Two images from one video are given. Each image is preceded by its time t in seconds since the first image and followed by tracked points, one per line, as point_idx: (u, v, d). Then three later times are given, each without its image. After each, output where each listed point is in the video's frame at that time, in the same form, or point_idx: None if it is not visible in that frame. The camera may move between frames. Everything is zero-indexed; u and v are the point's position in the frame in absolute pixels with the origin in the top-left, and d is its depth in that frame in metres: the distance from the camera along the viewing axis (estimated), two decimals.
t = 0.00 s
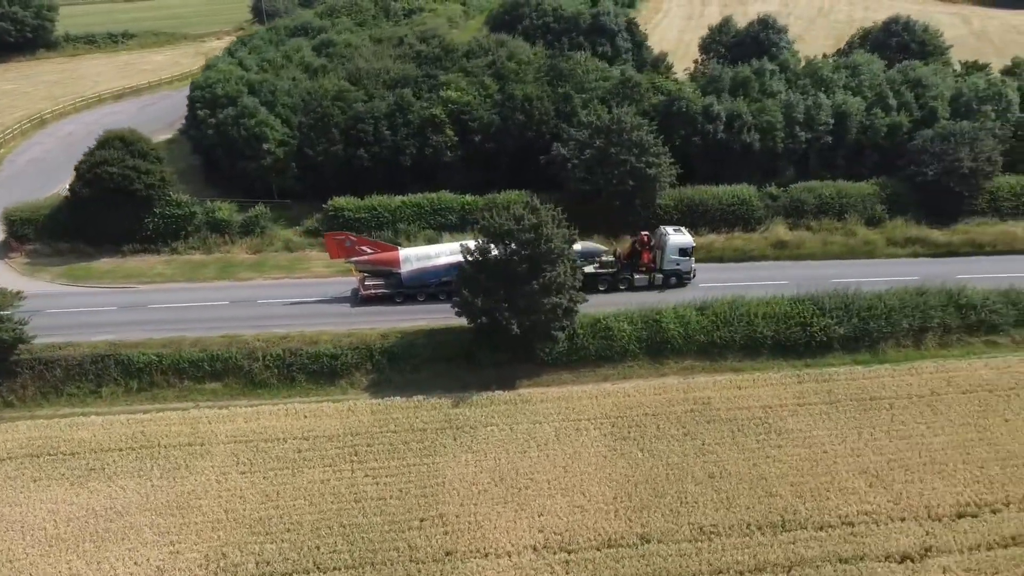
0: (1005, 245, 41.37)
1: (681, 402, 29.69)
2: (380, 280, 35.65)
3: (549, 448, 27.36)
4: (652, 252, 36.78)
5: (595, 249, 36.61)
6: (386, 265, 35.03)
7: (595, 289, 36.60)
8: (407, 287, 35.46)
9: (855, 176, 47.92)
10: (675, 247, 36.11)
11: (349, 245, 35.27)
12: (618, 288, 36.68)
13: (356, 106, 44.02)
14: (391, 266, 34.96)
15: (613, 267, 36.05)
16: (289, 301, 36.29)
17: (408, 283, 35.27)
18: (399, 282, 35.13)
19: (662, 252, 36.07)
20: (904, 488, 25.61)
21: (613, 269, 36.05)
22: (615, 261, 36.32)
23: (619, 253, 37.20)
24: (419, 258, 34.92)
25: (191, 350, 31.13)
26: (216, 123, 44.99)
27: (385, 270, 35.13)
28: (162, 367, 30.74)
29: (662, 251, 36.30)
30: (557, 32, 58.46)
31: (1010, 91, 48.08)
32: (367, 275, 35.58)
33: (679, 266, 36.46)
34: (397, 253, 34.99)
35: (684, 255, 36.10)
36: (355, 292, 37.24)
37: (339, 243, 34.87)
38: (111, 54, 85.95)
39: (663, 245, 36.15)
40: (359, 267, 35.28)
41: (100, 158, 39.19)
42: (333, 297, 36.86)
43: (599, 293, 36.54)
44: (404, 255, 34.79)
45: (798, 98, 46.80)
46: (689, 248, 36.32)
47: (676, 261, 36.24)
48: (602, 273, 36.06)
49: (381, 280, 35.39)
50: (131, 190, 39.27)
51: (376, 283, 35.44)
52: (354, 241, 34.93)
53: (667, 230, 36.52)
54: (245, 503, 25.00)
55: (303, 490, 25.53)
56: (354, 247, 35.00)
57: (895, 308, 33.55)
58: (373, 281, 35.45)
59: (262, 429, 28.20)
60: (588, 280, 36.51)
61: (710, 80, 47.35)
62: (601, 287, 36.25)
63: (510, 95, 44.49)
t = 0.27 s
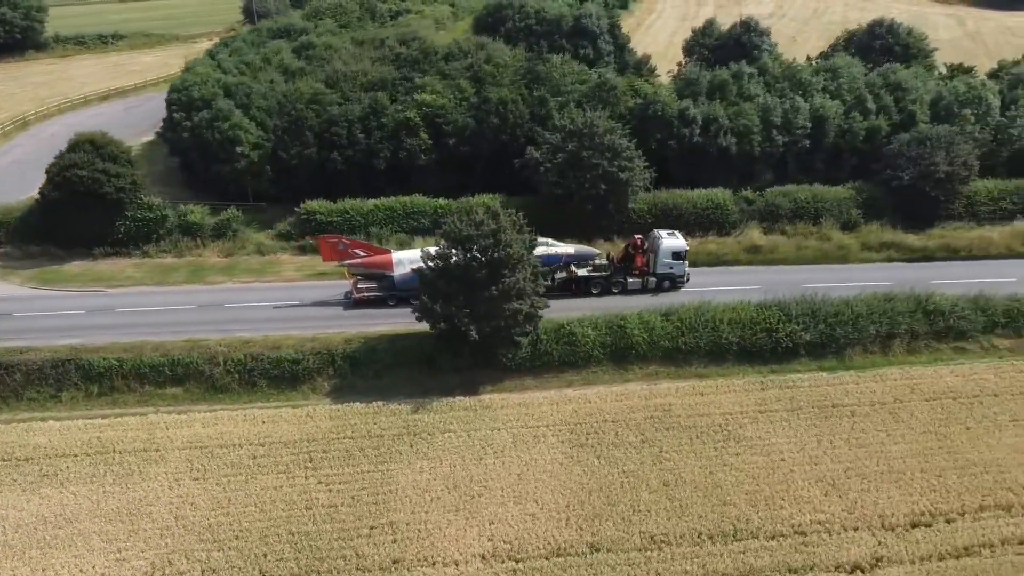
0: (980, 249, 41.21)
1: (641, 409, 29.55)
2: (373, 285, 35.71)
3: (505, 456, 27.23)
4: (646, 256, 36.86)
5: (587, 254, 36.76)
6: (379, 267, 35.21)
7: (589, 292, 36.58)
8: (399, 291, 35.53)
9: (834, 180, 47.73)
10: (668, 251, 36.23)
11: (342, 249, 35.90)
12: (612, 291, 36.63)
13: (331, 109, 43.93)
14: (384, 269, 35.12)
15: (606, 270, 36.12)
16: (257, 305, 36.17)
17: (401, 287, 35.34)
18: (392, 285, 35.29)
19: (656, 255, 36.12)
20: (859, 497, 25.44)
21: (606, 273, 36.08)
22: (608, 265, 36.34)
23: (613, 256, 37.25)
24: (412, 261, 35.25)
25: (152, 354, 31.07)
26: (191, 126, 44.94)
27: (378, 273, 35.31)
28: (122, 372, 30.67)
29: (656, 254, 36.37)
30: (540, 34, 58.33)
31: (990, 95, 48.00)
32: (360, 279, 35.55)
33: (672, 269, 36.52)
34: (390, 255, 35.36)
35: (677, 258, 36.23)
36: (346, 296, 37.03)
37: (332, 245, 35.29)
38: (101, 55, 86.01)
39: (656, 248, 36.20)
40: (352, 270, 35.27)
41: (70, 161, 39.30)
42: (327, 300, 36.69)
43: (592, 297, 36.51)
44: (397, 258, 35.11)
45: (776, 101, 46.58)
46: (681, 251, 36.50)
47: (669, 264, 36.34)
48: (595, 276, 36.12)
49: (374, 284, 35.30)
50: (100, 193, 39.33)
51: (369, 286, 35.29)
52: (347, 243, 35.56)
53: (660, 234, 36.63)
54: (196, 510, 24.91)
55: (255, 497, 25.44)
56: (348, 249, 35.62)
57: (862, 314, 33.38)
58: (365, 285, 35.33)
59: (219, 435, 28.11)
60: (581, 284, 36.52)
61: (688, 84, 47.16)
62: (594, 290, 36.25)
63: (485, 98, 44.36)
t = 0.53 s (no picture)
0: (954, 254, 40.98)
1: (601, 416, 29.38)
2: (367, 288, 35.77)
3: (461, 463, 27.08)
4: (639, 259, 36.82)
5: (581, 257, 36.66)
6: (372, 270, 35.48)
7: (582, 295, 36.59)
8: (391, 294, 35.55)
9: (811, 184, 47.53)
10: (662, 254, 36.14)
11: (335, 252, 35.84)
12: (605, 294, 36.66)
13: (304, 112, 43.80)
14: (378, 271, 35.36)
15: (599, 273, 36.17)
16: (223, 309, 36.04)
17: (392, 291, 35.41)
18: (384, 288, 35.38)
19: (649, 259, 36.08)
20: (813, 505, 25.22)
21: (598, 276, 36.08)
22: (601, 268, 36.41)
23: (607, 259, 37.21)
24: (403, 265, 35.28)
25: (112, 359, 30.97)
26: (165, 129, 44.87)
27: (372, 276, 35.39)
28: (82, 377, 30.57)
29: (649, 257, 36.34)
30: (521, 36, 58.09)
31: (969, 99, 47.78)
32: (353, 282, 35.79)
33: (665, 273, 36.47)
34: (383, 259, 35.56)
35: (670, 262, 36.14)
36: (342, 298, 37.06)
37: (325, 248, 35.32)
38: (90, 57, 86.02)
39: (649, 251, 36.18)
40: (345, 273, 35.35)
41: (39, 164, 39.31)
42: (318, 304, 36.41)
43: (585, 300, 36.52)
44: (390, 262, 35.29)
45: (753, 104, 46.32)
46: (675, 255, 36.39)
47: (662, 267, 36.27)
48: (587, 279, 36.13)
49: (367, 287, 35.48)
50: (69, 196, 39.26)
51: (362, 290, 35.53)
52: (341, 246, 35.57)
53: (653, 237, 36.51)
54: (145, 517, 24.78)
55: (206, 503, 25.32)
56: (340, 252, 35.57)
57: (829, 319, 33.17)
58: (359, 288, 35.57)
59: (176, 440, 28.01)
60: (574, 287, 36.47)
61: (665, 87, 46.95)
62: (587, 294, 36.25)
63: (459, 101, 44.20)
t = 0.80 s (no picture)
0: (928, 259, 40.77)
1: (560, 422, 29.22)
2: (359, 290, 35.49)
3: (415, 469, 26.92)
4: (634, 262, 36.83)
5: (575, 260, 36.57)
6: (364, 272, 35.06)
7: (576, 298, 36.54)
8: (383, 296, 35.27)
9: (789, 188, 47.31)
10: (656, 257, 36.11)
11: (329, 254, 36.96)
12: (599, 297, 36.60)
13: (277, 114, 43.64)
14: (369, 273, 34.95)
15: (593, 277, 36.13)
16: (189, 312, 35.92)
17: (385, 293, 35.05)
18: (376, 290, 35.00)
19: (644, 262, 36.00)
20: (766, 514, 25.00)
21: (592, 279, 35.99)
22: (596, 271, 36.45)
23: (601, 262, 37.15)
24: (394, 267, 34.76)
25: (72, 363, 30.87)
26: (139, 131, 44.75)
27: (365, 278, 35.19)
28: (41, 381, 30.48)
29: (643, 261, 36.28)
30: (503, 38, 57.84)
31: (948, 102, 47.17)
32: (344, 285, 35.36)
33: (659, 276, 36.45)
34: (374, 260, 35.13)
35: (665, 265, 36.11)
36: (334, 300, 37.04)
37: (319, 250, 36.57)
38: (79, 57, 85.99)
39: (644, 255, 36.12)
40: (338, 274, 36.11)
41: (8, 167, 39.42)
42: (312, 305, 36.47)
43: (579, 302, 36.47)
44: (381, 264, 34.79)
45: (730, 107, 46.05)
46: (670, 258, 36.38)
47: (657, 271, 36.21)
48: (582, 282, 36.09)
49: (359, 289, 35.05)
50: (38, 198, 39.30)
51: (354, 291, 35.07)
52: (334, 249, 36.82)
53: (648, 241, 36.48)
54: (93, 523, 24.64)
55: (156, 510, 25.18)
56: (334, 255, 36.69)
57: (795, 325, 32.98)
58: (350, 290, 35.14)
59: (131, 446, 27.90)
60: (568, 290, 36.47)
61: (641, 89, 46.71)
62: (581, 297, 36.20)
63: (433, 104, 44.02)
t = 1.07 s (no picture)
0: (902, 263, 40.54)
1: (517, 427, 29.04)
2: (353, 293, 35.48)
3: (368, 476, 26.77)
4: (628, 266, 36.79)
5: (570, 263, 36.51)
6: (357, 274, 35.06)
7: (571, 300, 36.50)
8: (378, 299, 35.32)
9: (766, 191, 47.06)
10: (651, 261, 36.03)
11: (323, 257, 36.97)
12: (594, 300, 36.53)
13: (250, 117, 43.49)
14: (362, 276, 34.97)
15: (588, 280, 36.14)
16: (155, 315, 35.81)
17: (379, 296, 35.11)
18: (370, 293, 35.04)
19: (638, 265, 35.96)
20: (718, 523, 24.79)
21: (587, 282, 35.94)
22: (590, 275, 36.43)
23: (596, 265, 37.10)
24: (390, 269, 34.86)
25: (31, 367, 30.79)
26: (112, 133, 44.64)
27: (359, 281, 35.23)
28: None
29: (638, 264, 36.23)
30: (484, 40, 57.63)
31: (927, 105, 46.87)
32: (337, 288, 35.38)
33: (655, 279, 36.36)
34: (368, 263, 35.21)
35: (660, 268, 36.04)
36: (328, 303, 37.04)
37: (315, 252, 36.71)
38: (68, 58, 85.98)
39: (639, 258, 36.05)
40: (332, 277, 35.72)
41: None
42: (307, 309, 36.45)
43: (573, 306, 36.41)
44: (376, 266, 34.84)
45: (706, 109, 45.80)
46: (665, 261, 36.28)
47: (652, 274, 36.14)
48: (577, 285, 36.07)
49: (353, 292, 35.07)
50: (7, 200, 39.24)
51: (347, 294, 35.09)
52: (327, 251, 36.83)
53: (643, 244, 36.40)
54: (40, 529, 24.50)
55: (104, 516, 25.04)
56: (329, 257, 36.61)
57: (760, 330, 32.72)
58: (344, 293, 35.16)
59: (85, 451, 27.78)
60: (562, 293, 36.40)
61: (617, 92, 46.48)
62: (575, 300, 36.20)
63: (406, 106, 43.85)
